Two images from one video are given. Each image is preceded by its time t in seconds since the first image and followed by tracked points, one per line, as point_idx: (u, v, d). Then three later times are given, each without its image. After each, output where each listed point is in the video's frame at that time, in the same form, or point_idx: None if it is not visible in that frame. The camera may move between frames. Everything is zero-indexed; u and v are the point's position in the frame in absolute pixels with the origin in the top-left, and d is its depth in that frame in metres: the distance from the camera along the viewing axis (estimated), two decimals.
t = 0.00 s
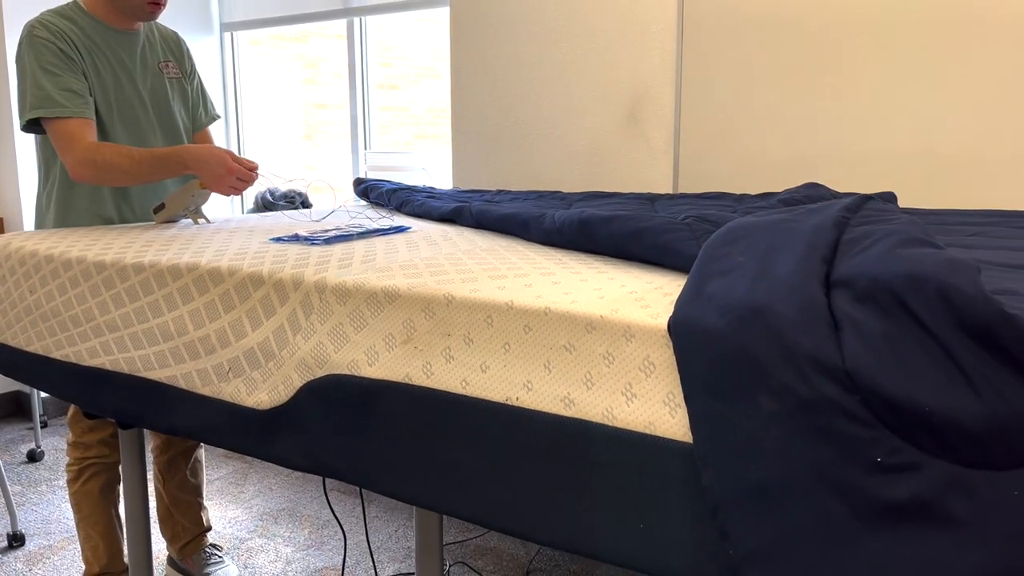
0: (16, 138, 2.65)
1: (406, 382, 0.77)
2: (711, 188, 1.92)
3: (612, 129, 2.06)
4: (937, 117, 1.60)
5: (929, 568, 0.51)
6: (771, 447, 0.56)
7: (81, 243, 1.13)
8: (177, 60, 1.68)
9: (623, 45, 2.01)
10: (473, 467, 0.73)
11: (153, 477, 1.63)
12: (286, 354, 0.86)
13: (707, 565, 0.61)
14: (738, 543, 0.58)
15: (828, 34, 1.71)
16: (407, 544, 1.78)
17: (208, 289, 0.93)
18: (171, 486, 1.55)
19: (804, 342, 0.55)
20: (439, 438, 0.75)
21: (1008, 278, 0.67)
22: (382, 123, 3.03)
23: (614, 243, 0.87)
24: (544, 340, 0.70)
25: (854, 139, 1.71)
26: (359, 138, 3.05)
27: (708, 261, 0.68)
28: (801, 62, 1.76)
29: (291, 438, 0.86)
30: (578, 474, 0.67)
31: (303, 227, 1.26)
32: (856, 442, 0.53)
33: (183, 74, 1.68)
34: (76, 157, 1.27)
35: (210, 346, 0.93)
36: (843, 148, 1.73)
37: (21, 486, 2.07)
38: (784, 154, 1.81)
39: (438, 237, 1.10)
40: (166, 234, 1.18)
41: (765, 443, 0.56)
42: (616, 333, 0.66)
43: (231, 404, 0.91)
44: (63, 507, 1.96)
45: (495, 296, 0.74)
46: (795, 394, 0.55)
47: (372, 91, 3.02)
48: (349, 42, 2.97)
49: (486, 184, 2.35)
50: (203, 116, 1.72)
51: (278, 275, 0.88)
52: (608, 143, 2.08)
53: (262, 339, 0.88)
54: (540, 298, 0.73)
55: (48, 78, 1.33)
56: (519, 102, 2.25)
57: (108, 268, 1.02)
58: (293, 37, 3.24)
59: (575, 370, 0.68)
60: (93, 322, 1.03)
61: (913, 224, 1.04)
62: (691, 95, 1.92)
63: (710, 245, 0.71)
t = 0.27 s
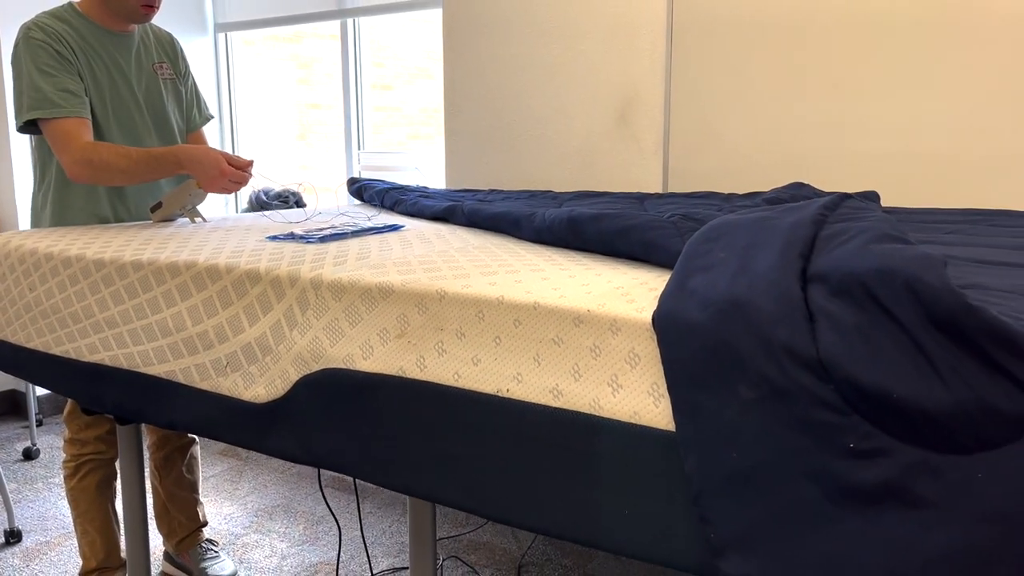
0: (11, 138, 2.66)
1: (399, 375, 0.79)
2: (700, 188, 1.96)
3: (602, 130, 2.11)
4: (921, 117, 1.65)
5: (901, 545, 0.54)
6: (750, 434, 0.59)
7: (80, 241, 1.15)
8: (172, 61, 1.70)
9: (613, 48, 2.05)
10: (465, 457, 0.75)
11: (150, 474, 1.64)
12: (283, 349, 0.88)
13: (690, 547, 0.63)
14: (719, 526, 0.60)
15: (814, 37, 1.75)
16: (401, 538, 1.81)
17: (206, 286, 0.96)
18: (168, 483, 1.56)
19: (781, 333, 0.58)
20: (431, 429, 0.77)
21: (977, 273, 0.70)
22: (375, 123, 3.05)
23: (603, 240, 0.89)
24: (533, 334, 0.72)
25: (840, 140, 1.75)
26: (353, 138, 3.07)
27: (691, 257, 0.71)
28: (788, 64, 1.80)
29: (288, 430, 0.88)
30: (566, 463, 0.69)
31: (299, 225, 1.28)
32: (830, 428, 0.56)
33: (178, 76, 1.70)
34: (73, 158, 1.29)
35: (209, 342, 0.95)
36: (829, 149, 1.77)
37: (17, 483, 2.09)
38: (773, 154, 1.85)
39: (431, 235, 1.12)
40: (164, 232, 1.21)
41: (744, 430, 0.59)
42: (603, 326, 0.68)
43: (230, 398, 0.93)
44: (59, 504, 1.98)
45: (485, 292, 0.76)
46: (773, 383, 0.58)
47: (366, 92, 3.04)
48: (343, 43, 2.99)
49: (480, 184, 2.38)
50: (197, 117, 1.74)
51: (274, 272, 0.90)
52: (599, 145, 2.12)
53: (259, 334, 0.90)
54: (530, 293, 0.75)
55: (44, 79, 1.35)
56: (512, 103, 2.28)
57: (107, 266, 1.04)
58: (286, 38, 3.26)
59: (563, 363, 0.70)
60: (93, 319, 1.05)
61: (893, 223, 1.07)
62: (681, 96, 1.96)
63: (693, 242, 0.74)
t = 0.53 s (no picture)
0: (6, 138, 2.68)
1: (394, 368, 0.82)
2: (690, 187, 1.99)
3: (593, 129, 2.13)
4: (905, 118, 1.68)
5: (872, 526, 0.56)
6: (730, 423, 0.61)
7: (80, 239, 1.17)
8: (170, 63, 1.72)
9: (605, 50, 2.08)
10: (458, 447, 0.77)
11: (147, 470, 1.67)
12: (281, 344, 0.91)
13: (674, 531, 0.66)
14: (701, 511, 0.63)
15: (802, 39, 1.79)
16: (395, 534, 1.83)
17: (205, 282, 0.98)
18: (165, 479, 1.59)
19: (760, 326, 0.61)
20: (426, 421, 0.79)
21: (950, 269, 0.73)
22: (369, 123, 3.07)
23: (592, 238, 0.92)
24: (524, 328, 0.75)
25: (827, 140, 1.79)
26: (347, 138, 3.09)
27: (676, 253, 0.73)
28: (777, 66, 1.83)
29: (285, 423, 0.90)
30: (555, 452, 0.72)
31: (295, 224, 1.30)
32: (806, 416, 0.59)
33: (176, 77, 1.72)
34: (65, 159, 1.31)
35: (208, 337, 0.97)
36: (816, 149, 1.80)
37: (13, 481, 2.10)
38: (762, 154, 1.88)
39: (425, 233, 1.14)
40: (163, 230, 1.23)
41: (725, 418, 0.61)
42: (591, 320, 0.71)
43: (228, 392, 0.95)
44: (56, 501, 1.99)
45: (478, 287, 0.79)
46: (752, 374, 0.60)
47: (359, 91, 3.06)
48: (337, 44, 3.01)
49: (472, 184, 2.41)
50: (195, 118, 1.76)
51: (272, 269, 0.93)
52: (591, 145, 2.15)
53: (257, 330, 0.93)
54: (521, 289, 0.78)
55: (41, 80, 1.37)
56: (505, 103, 2.31)
57: (107, 264, 1.06)
58: (280, 38, 3.27)
59: (553, 355, 0.73)
60: (93, 315, 1.07)
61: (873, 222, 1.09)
62: (671, 97, 1.99)
63: (678, 239, 0.76)
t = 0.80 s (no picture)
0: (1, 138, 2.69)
1: (388, 363, 0.84)
2: (680, 187, 2.02)
3: (584, 130, 2.16)
4: (891, 120, 1.72)
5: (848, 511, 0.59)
6: (713, 413, 0.64)
7: (78, 238, 1.19)
8: (167, 65, 1.74)
9: (595, 51, 2.11)
10: (450, 439, 0.80)
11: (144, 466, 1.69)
12: (277, 340, 0.93)
13: (658, 517, 0.68)
14: (685, 498, 0.65)
15: (789, 42, 1.82)
16: (389, 530, 1.85)
17: (202, 280, 1.00)
18: (161, 476, 1.60)
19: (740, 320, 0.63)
20: (418, 414, 0.81)
21: (924, 265, 0.75)
22: (362, 124, 3.09)
23: (581, 236, 0.94)
24: (515, 323, 0.77)
25: (814, 141, 1.82)
26: (340, 138, 3.10)
27: (662, 250, 0.76)
28: (765, 67, 1.86)
29: (281, 417, 0.92)
30: (545, 443, 0.74)
31: (289, 223, 1.32)
32: (784, 406, 0.61)
33: (173, 79, 1.74)
34: (64, 154, 1.32)
35: (205, 333, 0.99)
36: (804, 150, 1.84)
37: (9, 479, 2.11)
38: (750, 153, 1.91)
39: (418, 231, 1.17)
40: (159, 229, 1.25)
41: (708, 409, 0.64)
42: (579, 315, 0.73)
43: (225, 387, 0.97)
44: (51, 499, 2.01)
45: (470, 284, 0.81)
46: (733, 365, 0.63)
47: (353, 92, 3.07)
48: (330, 44, 3.03)
49: (465, 184, 2.43)
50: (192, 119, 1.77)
51: (268, 267, 0.95)
52: (582, 146, 2.18)
53: (254, 326, 0.95)
54: (511, 285, 0.80)
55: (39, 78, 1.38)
56: (497, 104, 2.33)
57: (105, 262, 1.08)
58: (273, 38, 3.29)
59: (542, 349, 0.75)
60: (91, 312, 1.09)
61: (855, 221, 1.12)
62: (661, 98, 2.02)
63: (663, 237, 0.79)
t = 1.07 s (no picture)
0: None
1: (383, 357, 0.86)
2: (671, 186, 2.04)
3: (575, 132, 2.19)
4: (877, 121, 1.75)
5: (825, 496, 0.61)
6: (697, 403, 0.66)
7: (77, 237, 1.21)
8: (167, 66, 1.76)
9: (587, 53, 2.13)
10: (443, 431, 0.82)
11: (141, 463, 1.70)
12: (274, 335, 0.95)
13: (645, 504, 0.71)
14: (670, 485, 0.67)
15: (778, 44, 1.85)
16: (383, 525, 1.87)
17: (200, 277, 1.02)
18: (159, 473, 1.62)
19: (723, 313, 0.65)
20: (412, 407, 0.84)
21: (901, 262, 0.78)
22: (356, 124, 3.11)
23: (572, 234, 0.97)
24: (506, 318, 0.79)
25: (802, 141, 1.85)
26: (335, 138, 3.12)
27: (649, 248, 0.78)
28: (754, 69, 1.89)
29: (278, 411, 0.94)
30: (536, 435, 0.76)
31: (286, 222, 1.34)
32: (765, 396, 0.64)
33: (173, 80, 1.76)
34: (66, 138, 1.34)
35: (204, 329, 1.01)
36: (792, 151, 1.87)
37: (5, 477, 2.13)
38: (740, 153, 1.94)
39: (412, 230, 1.19)
40: (158, 228, 1.27)
41: (692, 399, 0.66)
42: (568, 309, 0.76)
43: (224, 382, 0.99)
44: (48, 496, 2.02)
45: (463, 280, 0.83)
46: (716, 357, 0.65)
47: (347, 93, 3.09)
48: (325, 45, 3.05)
49: (458, 184, 2.45)
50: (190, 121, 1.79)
51: (265, 264, 0.97)
52: (574, 146, 2.20)
53: (251, 322, 0.97)
54: (503, 282, 0.82)
55: (43, 73, 1.41)
56: (490, 105, 2.35)
57: (105, 260, 1.10)
58: (267, 38, 3.30)
59: (533, 343, 0.78)
60: (91, 309, 1.11)
61: (839, 220, 1.15)
62: (652, 99, 2.04)
63: (650, 235, 0.81)
